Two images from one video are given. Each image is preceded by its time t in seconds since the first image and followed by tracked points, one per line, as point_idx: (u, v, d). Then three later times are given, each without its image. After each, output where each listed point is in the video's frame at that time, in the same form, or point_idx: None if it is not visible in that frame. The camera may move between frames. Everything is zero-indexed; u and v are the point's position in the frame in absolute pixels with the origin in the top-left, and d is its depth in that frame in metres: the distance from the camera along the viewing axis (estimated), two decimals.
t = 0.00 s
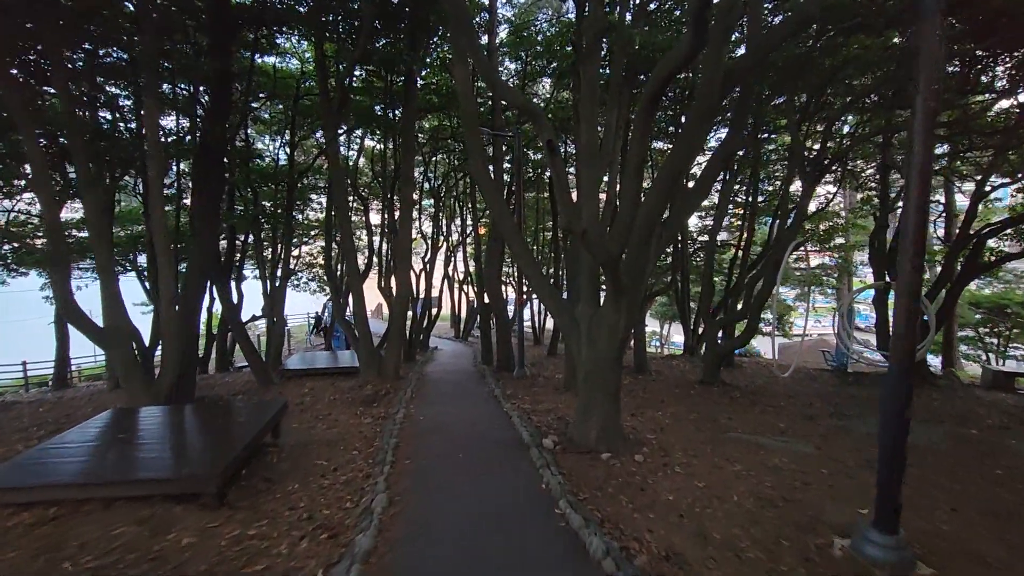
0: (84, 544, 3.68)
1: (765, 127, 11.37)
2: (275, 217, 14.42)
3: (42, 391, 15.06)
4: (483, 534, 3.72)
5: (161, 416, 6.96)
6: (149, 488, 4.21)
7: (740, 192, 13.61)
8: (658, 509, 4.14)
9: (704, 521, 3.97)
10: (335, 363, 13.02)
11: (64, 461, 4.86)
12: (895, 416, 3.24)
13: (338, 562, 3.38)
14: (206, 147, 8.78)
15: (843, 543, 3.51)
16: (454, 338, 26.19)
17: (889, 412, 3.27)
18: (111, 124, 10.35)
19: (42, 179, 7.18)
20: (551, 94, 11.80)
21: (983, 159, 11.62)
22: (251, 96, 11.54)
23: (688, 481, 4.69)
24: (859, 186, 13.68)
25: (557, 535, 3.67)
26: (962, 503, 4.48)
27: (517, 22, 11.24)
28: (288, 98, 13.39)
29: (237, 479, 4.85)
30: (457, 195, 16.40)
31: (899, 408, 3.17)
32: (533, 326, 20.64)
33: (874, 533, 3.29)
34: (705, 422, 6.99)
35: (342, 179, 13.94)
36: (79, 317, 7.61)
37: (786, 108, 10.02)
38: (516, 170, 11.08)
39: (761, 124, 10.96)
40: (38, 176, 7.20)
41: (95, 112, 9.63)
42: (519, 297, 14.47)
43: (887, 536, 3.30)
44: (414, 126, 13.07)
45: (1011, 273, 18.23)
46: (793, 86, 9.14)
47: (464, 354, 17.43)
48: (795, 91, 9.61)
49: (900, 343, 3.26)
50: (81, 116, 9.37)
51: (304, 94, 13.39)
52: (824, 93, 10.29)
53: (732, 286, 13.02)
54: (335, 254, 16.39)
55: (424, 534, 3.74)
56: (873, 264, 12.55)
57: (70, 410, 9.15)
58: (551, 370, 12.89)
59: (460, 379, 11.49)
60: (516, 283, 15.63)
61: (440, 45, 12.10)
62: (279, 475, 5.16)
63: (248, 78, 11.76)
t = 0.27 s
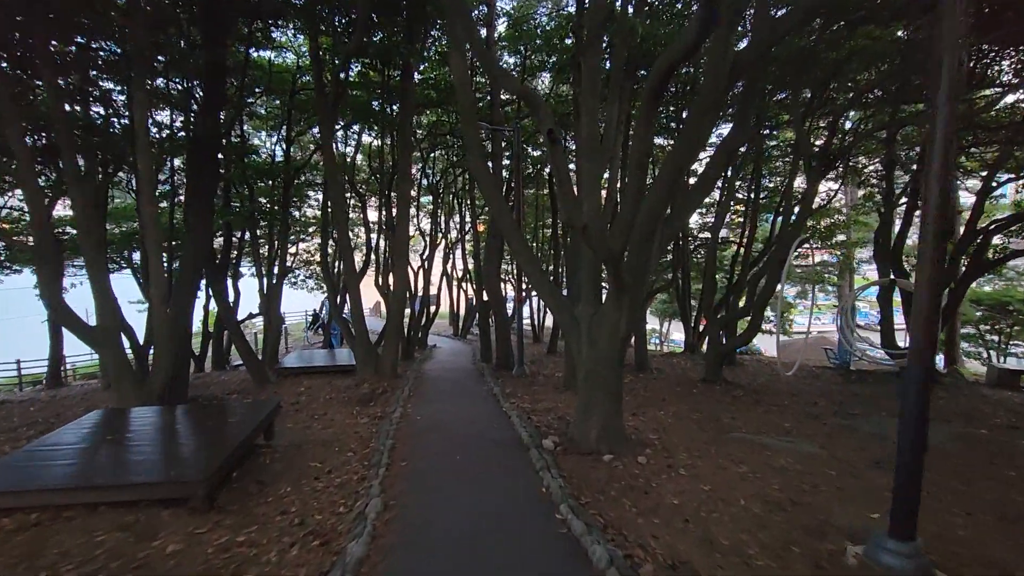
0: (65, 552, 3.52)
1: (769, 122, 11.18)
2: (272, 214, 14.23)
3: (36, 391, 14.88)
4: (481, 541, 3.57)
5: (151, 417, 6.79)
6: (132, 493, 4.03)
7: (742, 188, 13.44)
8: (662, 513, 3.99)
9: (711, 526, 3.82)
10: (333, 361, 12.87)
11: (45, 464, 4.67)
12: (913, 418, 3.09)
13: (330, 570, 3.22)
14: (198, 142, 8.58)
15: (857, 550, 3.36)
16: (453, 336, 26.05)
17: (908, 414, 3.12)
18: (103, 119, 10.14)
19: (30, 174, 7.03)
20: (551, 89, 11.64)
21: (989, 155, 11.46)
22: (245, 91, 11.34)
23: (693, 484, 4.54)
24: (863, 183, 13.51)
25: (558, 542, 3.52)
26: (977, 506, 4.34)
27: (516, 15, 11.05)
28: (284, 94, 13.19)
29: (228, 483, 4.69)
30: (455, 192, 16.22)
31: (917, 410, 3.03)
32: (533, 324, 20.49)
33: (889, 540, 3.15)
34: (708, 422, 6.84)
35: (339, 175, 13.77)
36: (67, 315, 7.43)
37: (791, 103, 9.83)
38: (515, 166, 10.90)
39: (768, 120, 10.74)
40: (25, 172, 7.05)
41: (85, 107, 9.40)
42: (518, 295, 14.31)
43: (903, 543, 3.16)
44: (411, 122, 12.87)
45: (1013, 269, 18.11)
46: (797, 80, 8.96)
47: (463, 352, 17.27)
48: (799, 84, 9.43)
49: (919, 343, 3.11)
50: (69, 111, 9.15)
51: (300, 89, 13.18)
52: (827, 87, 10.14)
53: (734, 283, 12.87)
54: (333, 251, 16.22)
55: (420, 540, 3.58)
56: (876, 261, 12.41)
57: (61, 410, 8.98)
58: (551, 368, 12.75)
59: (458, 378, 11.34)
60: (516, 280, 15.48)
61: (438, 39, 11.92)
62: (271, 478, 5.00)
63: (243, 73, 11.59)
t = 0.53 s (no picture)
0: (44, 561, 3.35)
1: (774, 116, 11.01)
2: (268, 210, 14.04)
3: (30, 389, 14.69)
4: (482, 549, 3.40)
5: (143, 417, 6.60)
6: (117, 497, 3.84)
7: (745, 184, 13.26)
8: (671, 519, 3.82)
9: (722, 533, 3.65)
10: (330, 359, 12.69)
11: (26, 466, 4.47)
12: (938, 421, 2.93)
13: None
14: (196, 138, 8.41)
15: (878, 559, 3.18)
16: (451, 333, 25.88)
17: (932, 417, 2.96)
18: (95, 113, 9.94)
19: (18, 167, 6.85)
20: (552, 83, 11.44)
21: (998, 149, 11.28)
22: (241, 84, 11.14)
23: (701, 487, 4.37)
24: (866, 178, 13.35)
25: (563, 551, 3.34)
26: (996, 511, 4.18)
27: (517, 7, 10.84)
28: (280, 88, 12.98)
29: (220, 486, 4.52)
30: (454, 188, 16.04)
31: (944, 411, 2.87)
32: (532, 321, 20.32)
33: (912, 548, 2.98)
34: (713, 421, 6.68)
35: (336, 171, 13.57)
36: (57, 312, 7.24)
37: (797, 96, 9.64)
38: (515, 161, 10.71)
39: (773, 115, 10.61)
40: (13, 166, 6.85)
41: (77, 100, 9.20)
42: (518, 292, 14.13)
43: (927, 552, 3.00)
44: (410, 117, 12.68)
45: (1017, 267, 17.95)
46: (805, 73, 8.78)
47: (462, 349, 17.12)
48: (806, 77, 9.24)
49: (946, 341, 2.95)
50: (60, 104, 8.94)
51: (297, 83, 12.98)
52: (832, 80, 9.95)
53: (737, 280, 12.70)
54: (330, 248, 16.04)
55: (419, 548, 3.41)
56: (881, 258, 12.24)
57: (53, 409, 8.80)
58: (552, 366, 12.58)
59: (457, 376, 11.18)
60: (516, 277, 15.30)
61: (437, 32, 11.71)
62: (264, 481, 4.83)
63: (239, 67, 11.37)
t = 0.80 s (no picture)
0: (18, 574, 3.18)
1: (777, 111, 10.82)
2: (264, 206, 13.85)
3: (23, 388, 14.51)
4: (478, 560, 3.24)
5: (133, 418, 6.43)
6: (99, 504, 3.70)
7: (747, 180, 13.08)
8: (675, 527, 3.67)
9: (730, 542, 3.49)
10: (328, 358, 12.53)
11: (9, 471, 4.30)
12: (959, 429, 2.77)
13: None
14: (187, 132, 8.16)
15: (894, 571, 3.03)
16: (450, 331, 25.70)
17: (952, 421, 2.80)
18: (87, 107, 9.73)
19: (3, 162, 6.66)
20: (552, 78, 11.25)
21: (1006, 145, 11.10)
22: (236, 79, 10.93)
23: (706, 493, 4.21)
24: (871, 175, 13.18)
25: (563, 562, 3.19)
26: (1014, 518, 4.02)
27: None
28: (276, 83, 12.76)
29: (208, 491, 4.35)
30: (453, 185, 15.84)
31: (965, 418, 2.72)
32: (532, 319, 20.14)
33: (931, 560, 2.83)
34: (717, 423, 6.51)
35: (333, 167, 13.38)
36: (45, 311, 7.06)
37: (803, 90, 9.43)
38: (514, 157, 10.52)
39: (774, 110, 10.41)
40: None
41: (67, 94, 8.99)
42: (517, 290, 13.95)
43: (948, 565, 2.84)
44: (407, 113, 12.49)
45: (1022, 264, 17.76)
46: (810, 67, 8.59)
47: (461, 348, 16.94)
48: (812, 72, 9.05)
49: (965, 342, 2.80)
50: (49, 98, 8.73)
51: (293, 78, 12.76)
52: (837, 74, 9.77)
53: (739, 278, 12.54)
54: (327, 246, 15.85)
55: (411, 560, 3.25)
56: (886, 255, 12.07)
57: (42, 409, 8.62)
58: (551, 365, 12.42)
59: (455, 375, 11.00)
60: (515, 275, 15.13)
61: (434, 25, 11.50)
62: (254, 485, 4.67)
63: (233, 61, 11.19)
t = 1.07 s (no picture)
0: None
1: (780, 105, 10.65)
2: (261, 202, 13.68)
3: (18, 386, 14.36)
4: (473, 566, 3.09)
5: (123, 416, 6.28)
6: (93, 506, 3.55)
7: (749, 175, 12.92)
8: (679, 529, 3.52)
9: (736, 544, 3.35)
10: (325, 355, 12.39)
11: None
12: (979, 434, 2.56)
13: None
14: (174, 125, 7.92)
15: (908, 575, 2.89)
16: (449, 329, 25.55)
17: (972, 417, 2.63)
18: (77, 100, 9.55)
19: None
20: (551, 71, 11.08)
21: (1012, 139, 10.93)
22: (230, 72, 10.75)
23: (710, 493, 4.07)
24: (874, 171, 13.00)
25: (563, 568, 3.04)
26: None
27: None
28: (271, 76, 12.58)
29: (195, 492, 4.20)
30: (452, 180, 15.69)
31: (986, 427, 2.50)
32: (531, 316, 19.98)
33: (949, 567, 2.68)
34: (720, 421, 6.37)
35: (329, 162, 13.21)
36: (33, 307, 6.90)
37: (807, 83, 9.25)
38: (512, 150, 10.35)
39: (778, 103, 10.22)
40: None
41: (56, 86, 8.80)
42: (516, 286, 13.79)
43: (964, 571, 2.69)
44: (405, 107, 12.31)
45: None
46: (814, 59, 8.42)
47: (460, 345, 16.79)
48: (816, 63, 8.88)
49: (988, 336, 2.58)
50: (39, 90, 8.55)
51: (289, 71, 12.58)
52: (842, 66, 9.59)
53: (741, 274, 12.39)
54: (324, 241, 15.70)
55: (402, 566, 3.10)
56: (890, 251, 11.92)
57: (33, 407, 8.48)
58: (551, 362, 12.27)
59: (454, 373, 10.85)
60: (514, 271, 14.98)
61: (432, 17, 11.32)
62: (244, 485, 4.52)
63: (228, 54, 11.01)
